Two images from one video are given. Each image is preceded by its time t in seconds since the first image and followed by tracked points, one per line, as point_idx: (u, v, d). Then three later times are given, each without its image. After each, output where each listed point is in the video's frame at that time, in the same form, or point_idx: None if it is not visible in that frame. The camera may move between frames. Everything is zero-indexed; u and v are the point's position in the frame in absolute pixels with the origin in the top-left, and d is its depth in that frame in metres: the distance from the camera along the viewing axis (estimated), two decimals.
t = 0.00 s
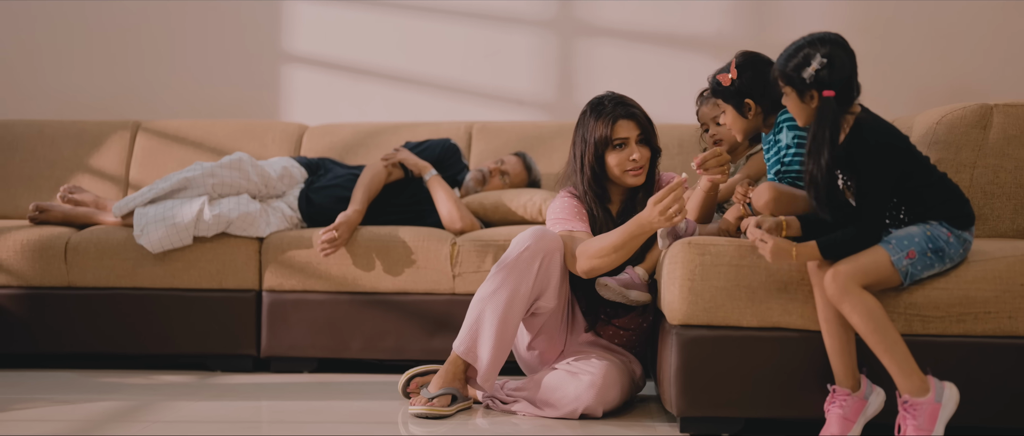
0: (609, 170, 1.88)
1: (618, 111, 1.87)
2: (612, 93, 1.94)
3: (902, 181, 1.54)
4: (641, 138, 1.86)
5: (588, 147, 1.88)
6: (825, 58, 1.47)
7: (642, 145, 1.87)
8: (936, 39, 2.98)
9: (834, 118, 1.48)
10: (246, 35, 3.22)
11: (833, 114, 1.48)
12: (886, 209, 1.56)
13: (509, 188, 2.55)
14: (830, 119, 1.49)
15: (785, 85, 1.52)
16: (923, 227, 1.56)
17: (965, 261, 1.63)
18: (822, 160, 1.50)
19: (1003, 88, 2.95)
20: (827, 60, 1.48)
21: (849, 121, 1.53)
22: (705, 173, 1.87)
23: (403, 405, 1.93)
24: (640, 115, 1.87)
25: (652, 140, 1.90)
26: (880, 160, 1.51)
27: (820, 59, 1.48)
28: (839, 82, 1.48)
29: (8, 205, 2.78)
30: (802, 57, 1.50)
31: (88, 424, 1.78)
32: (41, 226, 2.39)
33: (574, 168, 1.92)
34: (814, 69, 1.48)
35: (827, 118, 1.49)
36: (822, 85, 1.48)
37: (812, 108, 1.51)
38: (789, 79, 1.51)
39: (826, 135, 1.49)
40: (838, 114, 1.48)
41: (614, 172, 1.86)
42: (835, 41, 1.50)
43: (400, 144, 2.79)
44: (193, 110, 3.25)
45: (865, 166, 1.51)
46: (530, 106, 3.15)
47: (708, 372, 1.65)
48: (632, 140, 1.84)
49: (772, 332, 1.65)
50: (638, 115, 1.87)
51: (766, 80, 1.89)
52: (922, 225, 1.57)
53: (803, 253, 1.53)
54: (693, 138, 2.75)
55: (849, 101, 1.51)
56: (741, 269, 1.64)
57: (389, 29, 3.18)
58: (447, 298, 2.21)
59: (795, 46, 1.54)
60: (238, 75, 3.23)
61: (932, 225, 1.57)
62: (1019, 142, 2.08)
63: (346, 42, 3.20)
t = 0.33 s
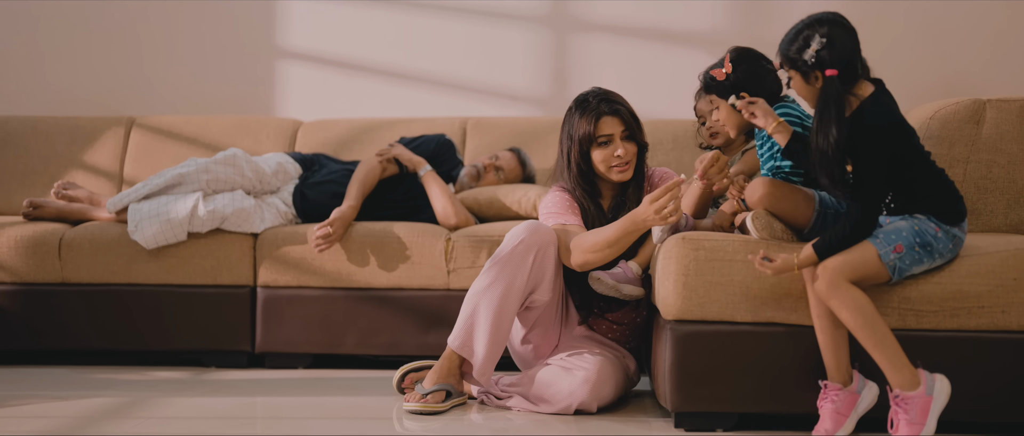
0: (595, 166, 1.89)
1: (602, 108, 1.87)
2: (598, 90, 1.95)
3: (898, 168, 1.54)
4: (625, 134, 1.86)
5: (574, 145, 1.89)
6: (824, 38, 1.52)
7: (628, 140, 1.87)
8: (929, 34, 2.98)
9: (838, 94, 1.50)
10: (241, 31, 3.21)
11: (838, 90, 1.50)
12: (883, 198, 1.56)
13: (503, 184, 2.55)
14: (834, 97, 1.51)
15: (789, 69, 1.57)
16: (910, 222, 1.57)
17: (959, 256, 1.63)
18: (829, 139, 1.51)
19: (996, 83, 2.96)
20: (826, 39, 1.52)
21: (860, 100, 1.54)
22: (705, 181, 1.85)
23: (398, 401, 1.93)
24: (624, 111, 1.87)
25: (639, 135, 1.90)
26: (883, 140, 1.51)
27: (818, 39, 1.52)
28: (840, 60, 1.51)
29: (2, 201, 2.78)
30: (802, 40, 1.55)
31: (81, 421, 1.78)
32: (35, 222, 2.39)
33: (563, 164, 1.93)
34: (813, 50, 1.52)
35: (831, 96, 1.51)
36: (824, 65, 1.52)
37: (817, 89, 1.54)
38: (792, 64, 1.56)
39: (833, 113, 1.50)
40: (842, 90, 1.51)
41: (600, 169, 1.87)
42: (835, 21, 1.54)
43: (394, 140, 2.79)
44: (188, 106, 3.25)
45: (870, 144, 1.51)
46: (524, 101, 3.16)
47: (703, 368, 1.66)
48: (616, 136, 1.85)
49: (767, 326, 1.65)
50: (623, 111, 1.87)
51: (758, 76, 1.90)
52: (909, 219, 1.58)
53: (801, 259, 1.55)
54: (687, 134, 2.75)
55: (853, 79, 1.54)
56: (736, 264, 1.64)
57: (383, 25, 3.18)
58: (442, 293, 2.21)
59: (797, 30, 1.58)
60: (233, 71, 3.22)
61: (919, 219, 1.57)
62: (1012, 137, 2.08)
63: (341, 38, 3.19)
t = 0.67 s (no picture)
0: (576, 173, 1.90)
1: (580, 114, 1.88)
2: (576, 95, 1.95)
3: (895, 168, 1.54)
4: (604, 140, 1.87)
5: (553, 152, 1.90)
6: (844, 30, 1.50)
7: (607, 146, 1.87)
8: (919, 40, 2.99)
9: (857, 86, 1.49)
10: (231, 37, 3.22)
11: (856, 82, 1.49)
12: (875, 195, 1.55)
13: (494, 189, 2.55)
14: (852, 88, 1.49)
15: (804, 60, 1.53)
16: (903, 228, 1.57)
17: (950, 263, 1.63)
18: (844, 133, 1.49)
19: (985, 87, 2.97)
20: (846, 31, 1.50)
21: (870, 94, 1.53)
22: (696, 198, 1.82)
23: (388, 407, 1.93)
24: (602, 117, 1.87)
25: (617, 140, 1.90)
26: (890, 138, 1.50)
27: (838, 30, 1.50)
28: (859, 52, 1.50)
29: None
30: (820, 30, 1.52)
31: (70, 427, 1.77)
32: (25, 229, 2.39)
33: (544, 171, 1.94)
34: (833, 40, 1.50)
35: (850, 88, 1.49)
36: (842, 56, 1.50)
37: (832, 80, 1.52)
38: (807, 53, 1.53)
39: (853, 104, 1.48)
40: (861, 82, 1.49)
41: (580, 175, 1.88)
42: (852, 15, 1.53)
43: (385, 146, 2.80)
44: (178, 112, 3.25)
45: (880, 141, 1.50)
46: (515, 107, 3.16)
47: (692, 373, 1.66)
48: (595, 142, 1.85)
49: (754, 331, 1.65)
50: (601, 117, 1.87)
51: (755, 78, 1.93)
52: (902, 225, 1.58)
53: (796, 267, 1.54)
54: (678, 139, 2.75)
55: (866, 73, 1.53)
56: (725, 270, 1.64)
57: (373, 31, 3.19)
58: (433, 299, 2.21)
59: (811, 21, 1.56)
60: (223, 77, 3.22)
61: (912, 226, 1.57)
62: (1001, 142, 2.09)
63: (331, 44, 3.19)
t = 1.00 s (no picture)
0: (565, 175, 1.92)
1: (568, 117, 1.89)
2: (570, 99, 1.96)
3: (890, 170, 1.54)
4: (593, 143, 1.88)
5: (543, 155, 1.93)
6: (846, 30, 1.51)
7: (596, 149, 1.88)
8: (914, 46, 3.00)
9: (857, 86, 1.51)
10: (227, 42, 3.22)
11: (856, 82, 1.50)
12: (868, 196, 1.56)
13: (490, 194, 2.55)
14: (853, 87, 1.50)
15: (804, 58, 1.54)
16: (898, 231, 1.57)
17: (945, 267, 1.63)
18: (843, 133, 1.50)
19: (980, 92, 2.98)
20: (848, 31, 1.51)
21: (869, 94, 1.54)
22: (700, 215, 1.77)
23: (384, 412, 1.93)
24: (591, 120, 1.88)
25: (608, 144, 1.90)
26: (889, 139, 1.51)
27: (840, 30, 1.51)
28: (859, 53, 1.51)
29: None
30: (822, 29, 1.52)
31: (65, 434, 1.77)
32: (20, 234, 2.38)
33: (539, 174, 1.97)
34: (835, 39, 1.51)
35: (850, 87, 1.50)
36: (843, 56, 1.51)
37: (831, 80, 1.53)
38: (807, 52, 1.54)
39: (854, 104, 1.49)
40: (860, 84, 1.51)
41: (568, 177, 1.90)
42: (853, 16, 1.54)
43: (380, 151, 2.80)
44: (175, 117, 3.25)
45: (879, 141, 1.50)
46: (511, 112, 3.16)
47: (688, 379, 1.65)
48: (581, 144, 1.87)
49: (749, 336, 1.65)
50: (588, 120, 1.88)
51: (756, 80, 1.94)
52: (896, 227, 1.59)
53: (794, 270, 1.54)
54: (673, 144, 2.75)
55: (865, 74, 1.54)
56: (720, 275, 1.64)
57: (370, 37, 3.19)
58: (428, 304, 2.21)
59: (812, 20, 1.57)
60: (219, 82, 3.22)
61: (906, 228, 1.58)
62: (996, 147, 2.09)
63: (327, 49, 3.20)
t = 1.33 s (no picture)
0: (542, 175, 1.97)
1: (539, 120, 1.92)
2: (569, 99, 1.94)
3: (881, 175, 1.55)
4: (550, 148, 1.87)
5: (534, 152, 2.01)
6: (835, 37, 1.51)
7: (552, 154, 1.87)
8: (909, 51, 3.00)
9: (847, 92, 1.51)
10: (221, 47, 3.22)
11: (846, 88, 1.51)
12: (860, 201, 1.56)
13: (484, 199, 2.56)
14: (842, 94, 1.50)
15: (793, 65, 1.54)
16: (891, 235, 1.57)
17: (938, 271, 1.64)
18: (831, 141, 1.50)
19: (974, 96, 2.98)
20: (837, 38, 1.51)
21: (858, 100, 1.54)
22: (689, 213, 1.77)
23: (378, 417, 1.92)
24: (555, 125, 1.87)
25: (569, 152, 1.86)
26: (881, 145, 1.52)
27: (829, 37, 1.51)
28: (848, 59, 1.51)
29: None
30: (811, 36, 1.52)
31: None
32: (14, 240, 2.38)
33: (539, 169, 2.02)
34: (824, 46, 1.51)
35: (840, 94, 1.50)
36: (832, 63, 1.51)
37: (820, 87, 1.53)
38: (795, 59, 1.54)
39: (845, 111, 1.50)
40: (850, 90, 1.51)
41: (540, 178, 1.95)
42: (843, 23, 1.54)
43: (374, 156, 2.80)
44: (169, 123, 3.25)
45: (871, 147, 1.51)
46: (505, 117, 3.16)
47: (683, 384, 1.65)
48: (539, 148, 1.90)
49: (745, 341, 1.65)
50: (548, 125, 1.87)
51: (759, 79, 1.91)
52: (889, 232, 1.59)
53: (786, 277, 1.54)
54: (668, 149, 2.75)
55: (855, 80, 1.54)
56: (715, 280, 1.64)
57: (365, 42, 3.19)
58: (423, 309, 2.21)
59: (802, 27, 1.57)
60: (213, 87, 3.22)
61: (899, 233, 1.58)
62: (989, 152, 2.09)
63: (322, 54, 3.20)
